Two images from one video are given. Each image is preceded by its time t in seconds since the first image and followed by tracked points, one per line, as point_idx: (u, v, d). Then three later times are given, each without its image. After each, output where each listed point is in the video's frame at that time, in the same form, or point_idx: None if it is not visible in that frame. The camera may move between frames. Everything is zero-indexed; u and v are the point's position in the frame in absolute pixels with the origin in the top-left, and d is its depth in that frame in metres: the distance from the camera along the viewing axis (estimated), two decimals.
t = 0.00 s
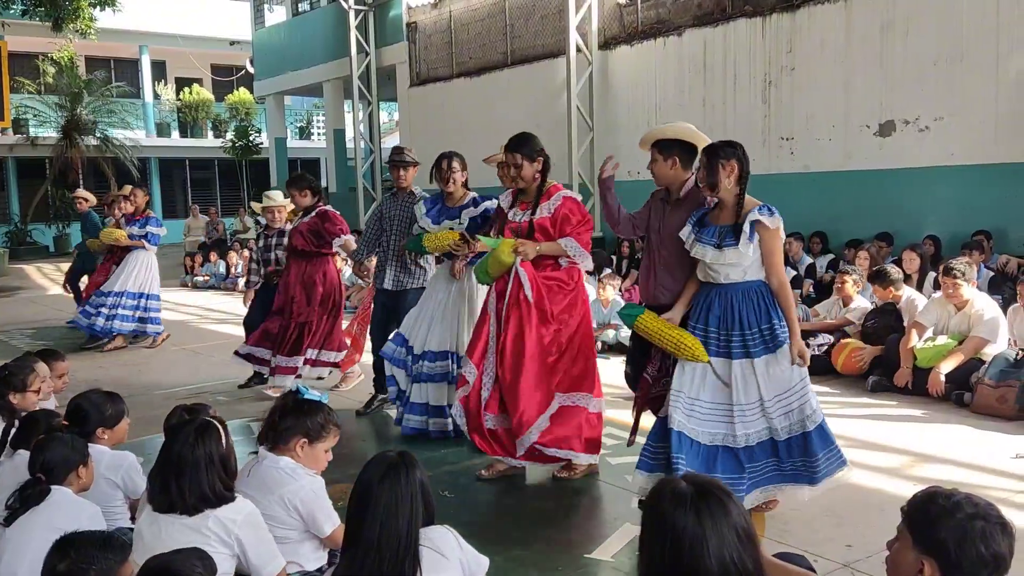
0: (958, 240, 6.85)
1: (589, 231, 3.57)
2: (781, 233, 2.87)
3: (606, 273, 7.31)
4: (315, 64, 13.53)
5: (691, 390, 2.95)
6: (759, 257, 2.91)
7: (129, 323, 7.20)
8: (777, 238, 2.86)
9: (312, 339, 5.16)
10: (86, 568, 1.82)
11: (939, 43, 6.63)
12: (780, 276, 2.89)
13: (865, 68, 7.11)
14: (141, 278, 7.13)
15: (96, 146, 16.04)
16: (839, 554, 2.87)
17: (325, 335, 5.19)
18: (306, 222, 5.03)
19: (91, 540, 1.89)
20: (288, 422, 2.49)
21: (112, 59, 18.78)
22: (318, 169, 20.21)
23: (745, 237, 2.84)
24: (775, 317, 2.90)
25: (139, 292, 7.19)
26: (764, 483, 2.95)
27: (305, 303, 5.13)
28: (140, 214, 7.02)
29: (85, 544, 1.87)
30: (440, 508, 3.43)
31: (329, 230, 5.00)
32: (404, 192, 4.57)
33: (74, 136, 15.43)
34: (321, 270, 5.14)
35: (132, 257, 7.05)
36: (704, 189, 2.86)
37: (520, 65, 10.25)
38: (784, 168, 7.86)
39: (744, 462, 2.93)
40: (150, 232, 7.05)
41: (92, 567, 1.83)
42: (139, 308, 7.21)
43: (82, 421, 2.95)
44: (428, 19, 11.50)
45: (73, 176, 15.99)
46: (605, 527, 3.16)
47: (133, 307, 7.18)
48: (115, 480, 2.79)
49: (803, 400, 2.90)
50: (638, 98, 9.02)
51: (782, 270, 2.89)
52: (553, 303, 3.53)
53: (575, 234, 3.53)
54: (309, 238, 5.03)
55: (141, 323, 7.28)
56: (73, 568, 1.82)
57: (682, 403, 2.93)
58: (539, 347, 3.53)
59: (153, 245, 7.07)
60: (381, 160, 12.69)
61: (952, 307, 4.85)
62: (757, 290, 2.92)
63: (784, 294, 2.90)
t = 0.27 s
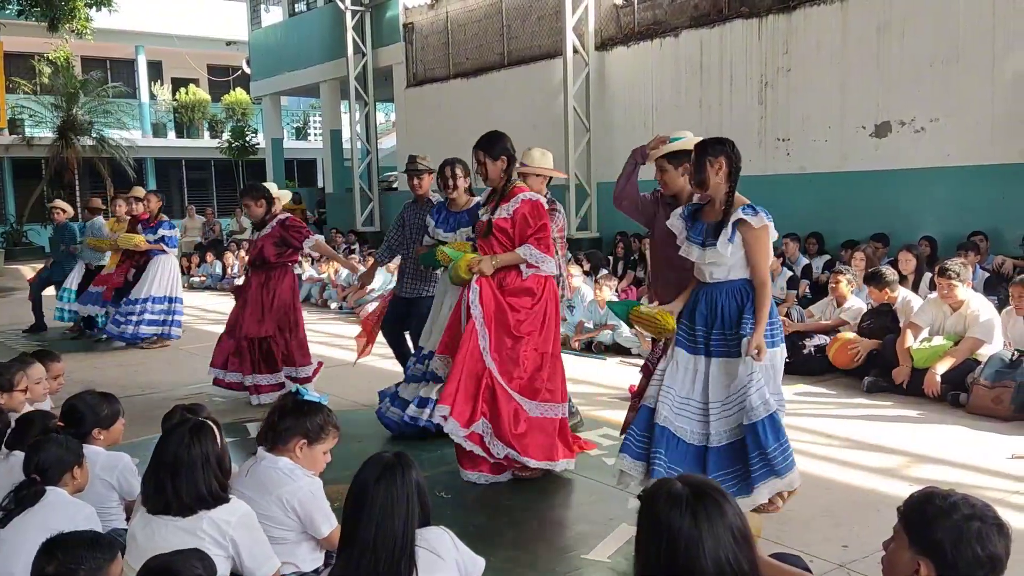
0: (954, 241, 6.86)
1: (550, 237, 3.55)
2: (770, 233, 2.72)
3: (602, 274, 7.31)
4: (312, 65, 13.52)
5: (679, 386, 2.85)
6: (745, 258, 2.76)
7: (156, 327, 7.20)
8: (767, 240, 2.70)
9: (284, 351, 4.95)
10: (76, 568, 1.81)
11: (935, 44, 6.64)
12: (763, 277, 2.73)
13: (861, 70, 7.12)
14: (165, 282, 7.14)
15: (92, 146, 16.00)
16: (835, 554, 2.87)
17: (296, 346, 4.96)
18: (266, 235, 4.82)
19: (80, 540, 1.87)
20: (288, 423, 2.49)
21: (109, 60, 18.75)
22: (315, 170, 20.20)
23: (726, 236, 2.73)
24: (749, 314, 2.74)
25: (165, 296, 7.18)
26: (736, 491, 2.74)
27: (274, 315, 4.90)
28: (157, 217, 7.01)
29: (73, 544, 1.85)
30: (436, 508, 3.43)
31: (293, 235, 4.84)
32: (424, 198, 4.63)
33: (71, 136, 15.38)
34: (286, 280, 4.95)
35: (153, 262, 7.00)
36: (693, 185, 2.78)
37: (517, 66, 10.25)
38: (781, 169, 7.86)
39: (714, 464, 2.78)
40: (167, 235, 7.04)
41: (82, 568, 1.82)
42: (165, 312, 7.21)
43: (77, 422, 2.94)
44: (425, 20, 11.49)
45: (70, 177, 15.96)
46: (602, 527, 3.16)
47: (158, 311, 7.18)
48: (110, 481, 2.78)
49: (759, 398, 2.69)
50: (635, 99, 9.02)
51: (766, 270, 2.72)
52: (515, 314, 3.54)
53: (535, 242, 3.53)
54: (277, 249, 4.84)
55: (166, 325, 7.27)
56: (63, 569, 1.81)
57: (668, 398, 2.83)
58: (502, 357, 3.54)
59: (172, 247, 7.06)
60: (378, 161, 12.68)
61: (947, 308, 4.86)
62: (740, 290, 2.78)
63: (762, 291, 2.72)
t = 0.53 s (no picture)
0: (950, 242, 6.88)
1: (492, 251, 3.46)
2: (732, 243, 2.61)
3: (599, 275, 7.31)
4: (308, 65, 13.51)
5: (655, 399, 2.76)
6: (707, 266, 2.66)
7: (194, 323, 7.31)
8: (730, 251, 2.60)
9: (235, 360, 4.84)
10: (63, 565, 1.80)
11: (931, 45, 6.66)
12: (724, 288, 2.61)
13: (857, 71, 7.13)
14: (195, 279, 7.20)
15: (88, 146, 15.96)
16: (831, 554, 2.87)
17: (247, 356, 4.85)
18: (235, 239, 4.81)
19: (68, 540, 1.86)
20: (288, 423, 2.48)
21: (105, 60, 18.71)
22: (312, 170, 20.19)
23: (687, 242, 2.66)
24: (706, 324, 2.64)
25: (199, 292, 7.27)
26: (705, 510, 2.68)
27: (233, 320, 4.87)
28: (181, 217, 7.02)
29: (60, 543, 1.84)
30: (432, 508, 3.42)
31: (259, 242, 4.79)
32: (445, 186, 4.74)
33: (67, 136, 15.33)
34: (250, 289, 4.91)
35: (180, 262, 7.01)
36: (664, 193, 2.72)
37: (514, 66, 10.25)
38: (778, 170, 7.87)
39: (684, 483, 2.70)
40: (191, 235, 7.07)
41: (66, 566, 1.80)
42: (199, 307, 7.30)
43: (74, 422, 2.93)
44: (422, 20, 11.49)
45: (65, 177, 15.90)
46: (599, 528, 3.16)
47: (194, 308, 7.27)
48: (108, 481, 2.77)
49: (710, 410, 2.59)
50: (631, 99, 9.03)
51: (727, 282, 2.61)
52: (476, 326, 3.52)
53: (477, 256, 3.47)
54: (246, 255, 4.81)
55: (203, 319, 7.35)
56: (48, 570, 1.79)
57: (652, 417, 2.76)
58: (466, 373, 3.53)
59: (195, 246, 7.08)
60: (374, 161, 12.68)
61: (943, 308, 4.88)
62: (703, 300, 2.68)
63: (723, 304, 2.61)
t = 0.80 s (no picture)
0: (947, 243, 6.89)
1: (465, 244, 3.40)
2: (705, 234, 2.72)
3: (596, 275, 7.31)
4: (306, 65, 13.50)
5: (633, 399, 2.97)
6: (683, 260, 2.77)
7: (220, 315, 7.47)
8: (703, 242, 2.72)
9: (219, 356, 4.78)
10: (50, 561, 1.79)
11: (928, 47, 6.67)
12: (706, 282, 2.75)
13: (855, 72, 7.14)
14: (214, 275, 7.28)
15: (85, 146, 15.94)
16: (828, 555, 2.88)
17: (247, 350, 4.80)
18: (240, 238, 4.83)
19: (59, 538, 1.85)
20: (290, 424, 2.48)
21: (102, 59, 18.70)
22: (309, 170, 20.18)
23: (664, 240, 2.73)
24: (695, 316, 2.77)
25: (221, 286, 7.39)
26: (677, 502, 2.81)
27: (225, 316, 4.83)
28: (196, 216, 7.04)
29: (47, 540, 1.83)
30: (429, 509, 3.42)
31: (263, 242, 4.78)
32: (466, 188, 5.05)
33: (64, 136, 15.30)
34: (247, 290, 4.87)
35: (189, 261, 6.99)
36: (621, 195, 2.78)
37: (512, 66, 10.25)
38: (775, 170, 7.88)
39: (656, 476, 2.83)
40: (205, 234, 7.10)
41: (53, 562, 1.79)
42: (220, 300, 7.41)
43: (72, 421, 2.93)
44: (420, 21, 11.50)
45: (62, 176, 15.88)
46: (597, 528, 3.16)
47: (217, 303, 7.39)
48: (105, 481, 2.77)
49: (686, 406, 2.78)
50: (629, 99, 9.03)
51: (706, 275, 2.74)
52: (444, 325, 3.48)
53: (453, 252, 3.39)
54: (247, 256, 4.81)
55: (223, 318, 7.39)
56: (35, 569, 1.78)
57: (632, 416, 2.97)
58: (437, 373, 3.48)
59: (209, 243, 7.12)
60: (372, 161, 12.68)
61: (940, 309, 4.89)
62: (676, 294, 2.80)
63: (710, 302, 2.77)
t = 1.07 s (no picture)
0: (946, 244, 6.89)
1: (435, 252, 3.35)
2: (657, 244, 2.72)
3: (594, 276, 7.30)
4: (305, 66, 13.51)
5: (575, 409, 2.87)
6: (637, 268, 2.76)
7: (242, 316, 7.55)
8: (656, 253, 2.71)
9: (258, 344, 4.95)
10: (42, 560, 1.78)
11: (928, 47, 6.68)
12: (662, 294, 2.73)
13: (855, 72, 7.14)
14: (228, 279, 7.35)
15: (84, 146, 15.94)
16: (827, 555, 2.88)
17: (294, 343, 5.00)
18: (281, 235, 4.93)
19: (54, 537, 1.84)
20: (292, 427, 2.50)
21: (102, 59, 18.70)
22: (308, 170, 20.18)
23: (615, 252, 2.72)
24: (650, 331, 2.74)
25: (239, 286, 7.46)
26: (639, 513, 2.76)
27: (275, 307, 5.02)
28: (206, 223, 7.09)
29: (39, 539, 1.82)
30: (428, 510, 3.41)
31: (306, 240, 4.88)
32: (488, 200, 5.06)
33: (63, 136, 15.30)
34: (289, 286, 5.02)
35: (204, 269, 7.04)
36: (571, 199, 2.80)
37: (511, 67, 10.25)
38: (774, 171, 7.89)
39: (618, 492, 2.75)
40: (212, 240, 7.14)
41: (45, 561, 1.78)
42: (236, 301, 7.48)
43: (71, 421, 2.93)
44: (419, 21, 11.51)
45: (61, 176, 15.87)
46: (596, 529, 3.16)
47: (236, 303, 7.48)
48: (104, 481, 2.77)
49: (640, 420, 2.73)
50: (627, 100, 9.04)
51: (664, 286, 2.73)
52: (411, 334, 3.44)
53: (428, 258, 3.34)
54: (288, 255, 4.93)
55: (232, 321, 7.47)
56: (28, 568, 1.76)
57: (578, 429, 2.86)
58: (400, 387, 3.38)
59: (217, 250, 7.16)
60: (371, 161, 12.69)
61: (939, 310, 4.89)
62: (633, 303, 2.76)
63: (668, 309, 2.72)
